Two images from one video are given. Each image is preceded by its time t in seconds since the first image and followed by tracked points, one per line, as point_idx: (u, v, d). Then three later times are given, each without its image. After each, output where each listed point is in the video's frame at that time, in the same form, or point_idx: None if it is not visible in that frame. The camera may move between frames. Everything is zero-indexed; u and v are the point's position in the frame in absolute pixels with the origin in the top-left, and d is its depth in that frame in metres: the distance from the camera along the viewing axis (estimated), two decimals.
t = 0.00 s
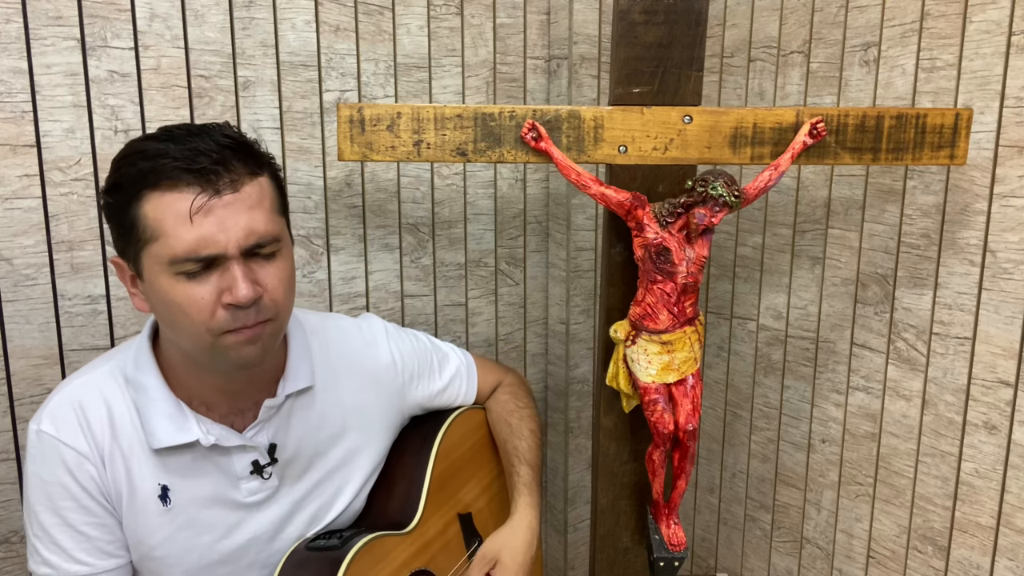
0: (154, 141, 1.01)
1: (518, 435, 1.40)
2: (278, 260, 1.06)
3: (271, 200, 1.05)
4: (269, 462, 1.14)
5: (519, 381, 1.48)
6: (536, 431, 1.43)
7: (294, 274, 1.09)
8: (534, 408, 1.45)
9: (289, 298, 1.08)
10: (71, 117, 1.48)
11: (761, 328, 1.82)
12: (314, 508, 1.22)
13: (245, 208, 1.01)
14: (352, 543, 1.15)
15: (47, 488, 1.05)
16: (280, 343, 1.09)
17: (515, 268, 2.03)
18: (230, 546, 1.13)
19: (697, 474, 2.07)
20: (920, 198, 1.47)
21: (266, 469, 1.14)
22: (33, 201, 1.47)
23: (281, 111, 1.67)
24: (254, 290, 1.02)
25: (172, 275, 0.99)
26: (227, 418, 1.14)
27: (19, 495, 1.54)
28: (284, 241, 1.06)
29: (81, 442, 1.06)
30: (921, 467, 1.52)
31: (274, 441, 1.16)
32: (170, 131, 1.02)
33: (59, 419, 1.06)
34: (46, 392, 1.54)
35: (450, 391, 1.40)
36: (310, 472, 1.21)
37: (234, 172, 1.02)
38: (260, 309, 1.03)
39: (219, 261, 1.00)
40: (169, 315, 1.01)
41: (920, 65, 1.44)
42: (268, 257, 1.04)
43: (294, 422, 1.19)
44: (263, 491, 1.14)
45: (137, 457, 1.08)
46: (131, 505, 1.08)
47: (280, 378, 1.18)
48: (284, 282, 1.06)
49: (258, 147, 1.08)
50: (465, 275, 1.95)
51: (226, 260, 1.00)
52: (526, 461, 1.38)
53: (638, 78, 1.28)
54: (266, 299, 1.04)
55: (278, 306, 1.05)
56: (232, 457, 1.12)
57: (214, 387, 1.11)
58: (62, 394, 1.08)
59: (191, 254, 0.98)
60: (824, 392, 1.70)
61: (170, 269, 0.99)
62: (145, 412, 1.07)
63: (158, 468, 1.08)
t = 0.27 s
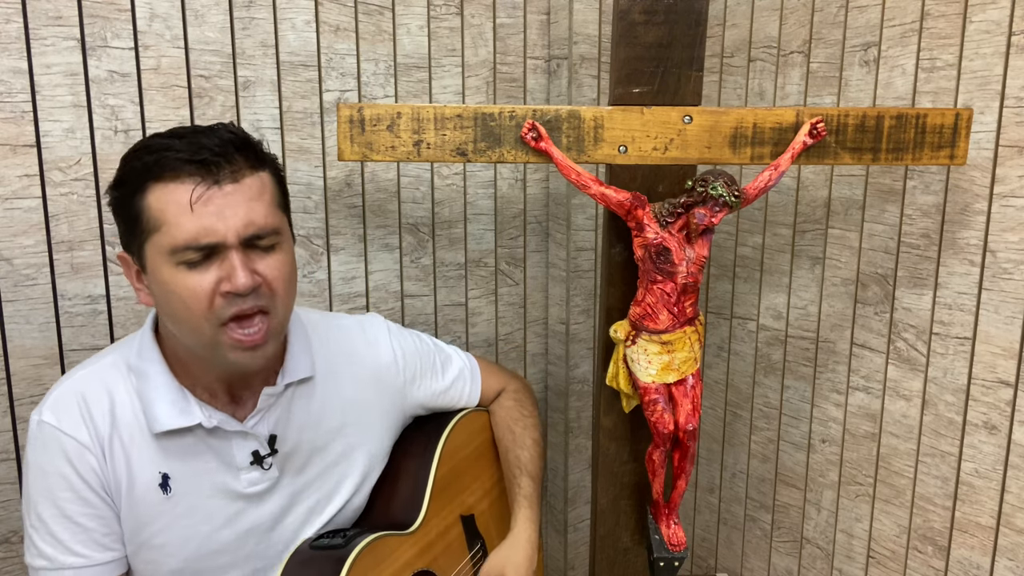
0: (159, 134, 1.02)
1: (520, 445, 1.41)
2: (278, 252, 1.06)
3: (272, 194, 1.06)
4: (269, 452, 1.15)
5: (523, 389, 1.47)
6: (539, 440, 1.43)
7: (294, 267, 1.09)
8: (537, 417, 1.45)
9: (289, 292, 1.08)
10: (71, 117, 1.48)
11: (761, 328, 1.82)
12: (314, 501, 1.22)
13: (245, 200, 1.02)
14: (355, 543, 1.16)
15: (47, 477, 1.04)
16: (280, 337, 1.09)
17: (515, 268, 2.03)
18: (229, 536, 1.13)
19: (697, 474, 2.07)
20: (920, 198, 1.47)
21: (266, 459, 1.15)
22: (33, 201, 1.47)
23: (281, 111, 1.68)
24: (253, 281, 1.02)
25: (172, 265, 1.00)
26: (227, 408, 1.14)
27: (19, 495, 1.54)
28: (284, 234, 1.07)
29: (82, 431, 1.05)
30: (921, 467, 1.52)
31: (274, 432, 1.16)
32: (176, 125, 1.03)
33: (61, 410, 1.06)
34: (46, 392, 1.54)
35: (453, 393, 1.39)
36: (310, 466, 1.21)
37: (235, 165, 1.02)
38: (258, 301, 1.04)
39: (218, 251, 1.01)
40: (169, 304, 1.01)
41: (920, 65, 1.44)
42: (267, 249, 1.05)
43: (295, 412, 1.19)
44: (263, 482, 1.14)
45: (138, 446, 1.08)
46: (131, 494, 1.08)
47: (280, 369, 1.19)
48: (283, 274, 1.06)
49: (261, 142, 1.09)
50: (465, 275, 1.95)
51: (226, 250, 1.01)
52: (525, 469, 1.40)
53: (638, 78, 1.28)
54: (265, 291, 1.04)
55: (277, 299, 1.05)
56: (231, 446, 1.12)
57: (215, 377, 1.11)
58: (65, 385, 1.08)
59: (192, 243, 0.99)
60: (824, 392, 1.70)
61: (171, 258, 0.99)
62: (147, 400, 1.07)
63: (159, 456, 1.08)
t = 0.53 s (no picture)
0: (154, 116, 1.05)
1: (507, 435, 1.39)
2: (269, 227, 1.07)
3: (263, 172, 1.08)
4: (265, 435, 1.15)
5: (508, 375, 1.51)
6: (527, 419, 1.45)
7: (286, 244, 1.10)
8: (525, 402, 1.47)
9: (279, 266, 1.08)
10: (71, 117, 1.48)
11: (761, 329, 1.82)
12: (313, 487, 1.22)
13: (237, 174, 1.04)
14: (353, 539, 1.15)
15: (45, 465, 1.04)
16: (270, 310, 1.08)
17: (515, 268, 2.03)
18: (229, 521, 1.12)
19: (697, 474, 2.07)
20: (920, 198, 1.47)
21: (263, 442, 1.15)
22: (33, 201, 1.47)
23: (281, 111, 1.67)
24: (244, 250, 1.02)
25: (165, 236, 1.00)
26: (223, 393, 1.15)
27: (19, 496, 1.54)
28: (275, 211, 1.08)
29: (80, 417, 1.05)
30: (921, 467, 1.52)
31: (270, 416, 1.16)
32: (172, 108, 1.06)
33: (58, 398, 1.06)
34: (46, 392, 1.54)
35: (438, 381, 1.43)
36: (307, 453, 1.21)
37: (227, 143, 1.04)
38: (249, 271, 1.04)
39: (210, 222, 1.02)
40: (161, 276, 1.02)
41: (920, 65, 1.44)
42: (259, 223, 1.06)
43: (288, 398, 1.20)
44: (261, 465, 1.14)
45: (136, 431, 1.08)
46: (129, 481, 1.07)
47: (274, 351, 1.19)
48: (274, 248, 1.06)
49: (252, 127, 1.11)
50: (465, 275, 1.95)
51: (217, 221, 1.02)
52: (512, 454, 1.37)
53: (638, 78, 1.28)
54: (255, 261, 1.04)
55: (267, 270, 1.05)
56: (228, 428, 1.12)
57: (210, 357, 1.11)
58: (63, 374, 1.08)
59: (184, 212, 1.00)
60: (824, 392, 1.70)
61: (163, 229, 1.00)
62: (145, 385, 1.07)
63: (156, 440, 1.08)
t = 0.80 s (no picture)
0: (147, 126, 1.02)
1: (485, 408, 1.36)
2: (266, 238, 1.07)
3: (258, 181, 1.07)
4: (265, 432, 1.15)
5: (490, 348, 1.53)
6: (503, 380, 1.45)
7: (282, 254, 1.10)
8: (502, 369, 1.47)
9: (276, 275, 1.08)
10: (71, 117, 1.48)
11: (761, 329, 1.82)
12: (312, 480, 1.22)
13: (234, 187, 1.03)
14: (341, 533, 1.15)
15: (46, 466, 1.04)
16: (267, 318, 1.09)
17: (515, 268, 2.03)
18: (229, 516, 1.12)
19: (697, 474, 2.07)
20: (920, 198, 1.46)
21: (263, 438, 1.15)
22: (33, 201, 1.47)
23: (281, 111, 1.67)
24: (242, 264, 1.02)
25: (163, 250, 1.00)
26: (222, 392, 1.14)
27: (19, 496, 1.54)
28: (271, 220, 1.07)
29: (80, 419, 1.05)
30: (921, 467, 1.52)
31: (269, 412, 1.16)
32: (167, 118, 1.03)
33: (57, 400, 1.05)
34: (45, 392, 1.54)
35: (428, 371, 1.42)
36: (304, 446, 1.22)
37: (224, 155, 1.03)
38: (247, 282, 1.04)
39: (207, 236, 1.01)
40: (159, 288, 1.01)
41: (920, 65, 1.44)
42: (255, 234, 1.05)
43: (286, 395, 1.20)
44: (261, 461, 1.14)
45: (136, 431, 1.07)
46: (130, 480, 1.07)
47: (270, 351, 1.19)
48: (271, 259, 1.06)
49: (248, 135, 1.09)
50: (465, 275, 1.95)
51: (215, 235, 1.01)
52: (487, 426, 1.36)
53: (638, 78, 1.28)
54: (253, 272, 1.04)
55: (265, 280, 1.06)
56: (228, 426, 1.12)
57: (207, 361, 1.11)
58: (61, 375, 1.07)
59: (182, 228, 0.99)
60: (824, 392, 1.70)
61: (161, 243, 0.99)
62: (144, 385, 1.07)
63: (157, 439, 1.08)
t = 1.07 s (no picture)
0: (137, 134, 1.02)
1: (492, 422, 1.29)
2: (260, 243, 1.06)
3: (251, 186, 1.06)
4: (259, 437, 1.13)
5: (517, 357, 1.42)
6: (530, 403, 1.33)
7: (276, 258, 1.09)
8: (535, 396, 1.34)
9: (272, 281, 1.08)
10: (71, 117, 1.48)
11: (761, 329, 1.82)
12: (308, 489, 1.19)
13: (226, 193, 1.02)
14: (363, 530, 1.15)
15: (42, 470, 1.02)
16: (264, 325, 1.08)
17: (515, 268, 2.03)
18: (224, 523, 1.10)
19: (697, 474, 2.07)
20: (920, 198, 1.46)
21: (257, 444, 1.12)
22: (33, 201, 1.47)
23: (281, 111, 1.67)
24: (236, 271, 1.01)
25: (156, 258, 0.99)
26: (216, 398, 1.13)
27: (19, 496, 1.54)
28: (264, 226, 1.07)
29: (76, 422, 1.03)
30: (921, 467, 1.52)
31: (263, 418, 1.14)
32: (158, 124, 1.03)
33: (54, 403, 1.04)
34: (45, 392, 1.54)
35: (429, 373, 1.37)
36: (301, 452, 1.19)
37: (214, 160, 1.02)
38: (242, 289, 1.03)
39: (200, 243, 1.00)
40: (153, 296, 1.01)
41: (920, 65, 1.44)
42: (249, 240, 1.05)
43: (281, 398, 1.18)
44: (256, 466, 1.12)
45: (131, 435, 1.06)
46: (126, 484, 1.05)
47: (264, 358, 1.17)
48: (266, 265, 1.06)
49: (239, 139, 1.08)
50: (465, 275, 1.95)
51: (208, 242, 1.01)
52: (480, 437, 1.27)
53: (638, 78, 1.28)
54: (247, 279, 1.04)
55: (260, 287, 1.05)
56: (222, 431, 1.10)
57: (202, 367, 1.10)
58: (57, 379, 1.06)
59: (174, 235, 0.99)
60: (824, 392, 1.70)
61: (154, 251, 0.99)
62: (139, 389, 1.06)
63: (152, 443, 1.07)
